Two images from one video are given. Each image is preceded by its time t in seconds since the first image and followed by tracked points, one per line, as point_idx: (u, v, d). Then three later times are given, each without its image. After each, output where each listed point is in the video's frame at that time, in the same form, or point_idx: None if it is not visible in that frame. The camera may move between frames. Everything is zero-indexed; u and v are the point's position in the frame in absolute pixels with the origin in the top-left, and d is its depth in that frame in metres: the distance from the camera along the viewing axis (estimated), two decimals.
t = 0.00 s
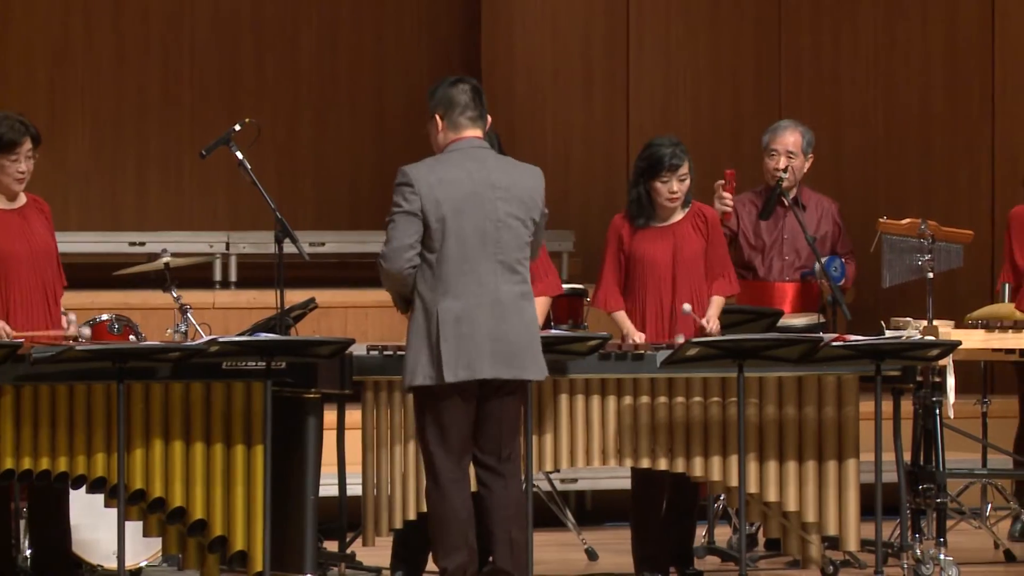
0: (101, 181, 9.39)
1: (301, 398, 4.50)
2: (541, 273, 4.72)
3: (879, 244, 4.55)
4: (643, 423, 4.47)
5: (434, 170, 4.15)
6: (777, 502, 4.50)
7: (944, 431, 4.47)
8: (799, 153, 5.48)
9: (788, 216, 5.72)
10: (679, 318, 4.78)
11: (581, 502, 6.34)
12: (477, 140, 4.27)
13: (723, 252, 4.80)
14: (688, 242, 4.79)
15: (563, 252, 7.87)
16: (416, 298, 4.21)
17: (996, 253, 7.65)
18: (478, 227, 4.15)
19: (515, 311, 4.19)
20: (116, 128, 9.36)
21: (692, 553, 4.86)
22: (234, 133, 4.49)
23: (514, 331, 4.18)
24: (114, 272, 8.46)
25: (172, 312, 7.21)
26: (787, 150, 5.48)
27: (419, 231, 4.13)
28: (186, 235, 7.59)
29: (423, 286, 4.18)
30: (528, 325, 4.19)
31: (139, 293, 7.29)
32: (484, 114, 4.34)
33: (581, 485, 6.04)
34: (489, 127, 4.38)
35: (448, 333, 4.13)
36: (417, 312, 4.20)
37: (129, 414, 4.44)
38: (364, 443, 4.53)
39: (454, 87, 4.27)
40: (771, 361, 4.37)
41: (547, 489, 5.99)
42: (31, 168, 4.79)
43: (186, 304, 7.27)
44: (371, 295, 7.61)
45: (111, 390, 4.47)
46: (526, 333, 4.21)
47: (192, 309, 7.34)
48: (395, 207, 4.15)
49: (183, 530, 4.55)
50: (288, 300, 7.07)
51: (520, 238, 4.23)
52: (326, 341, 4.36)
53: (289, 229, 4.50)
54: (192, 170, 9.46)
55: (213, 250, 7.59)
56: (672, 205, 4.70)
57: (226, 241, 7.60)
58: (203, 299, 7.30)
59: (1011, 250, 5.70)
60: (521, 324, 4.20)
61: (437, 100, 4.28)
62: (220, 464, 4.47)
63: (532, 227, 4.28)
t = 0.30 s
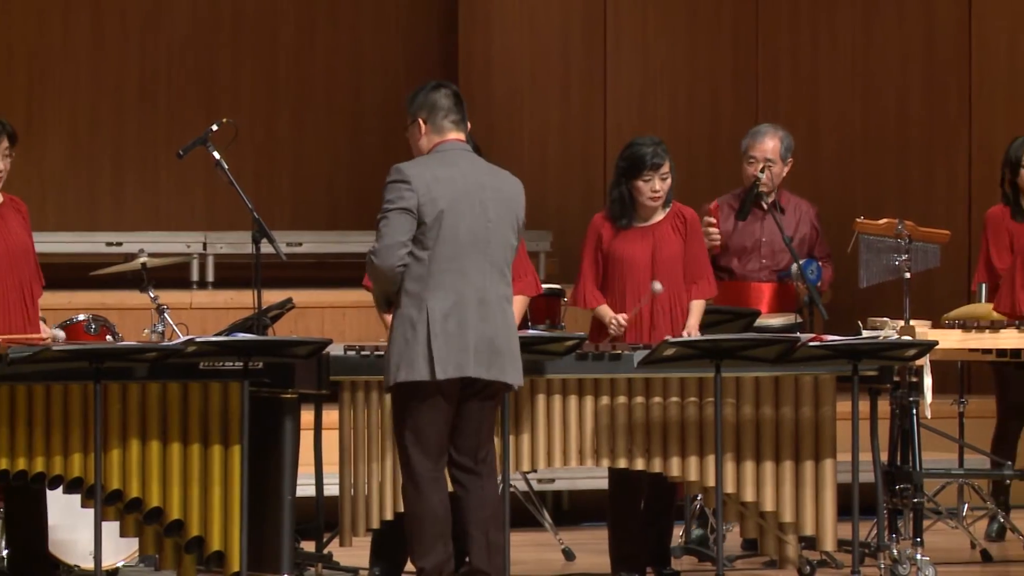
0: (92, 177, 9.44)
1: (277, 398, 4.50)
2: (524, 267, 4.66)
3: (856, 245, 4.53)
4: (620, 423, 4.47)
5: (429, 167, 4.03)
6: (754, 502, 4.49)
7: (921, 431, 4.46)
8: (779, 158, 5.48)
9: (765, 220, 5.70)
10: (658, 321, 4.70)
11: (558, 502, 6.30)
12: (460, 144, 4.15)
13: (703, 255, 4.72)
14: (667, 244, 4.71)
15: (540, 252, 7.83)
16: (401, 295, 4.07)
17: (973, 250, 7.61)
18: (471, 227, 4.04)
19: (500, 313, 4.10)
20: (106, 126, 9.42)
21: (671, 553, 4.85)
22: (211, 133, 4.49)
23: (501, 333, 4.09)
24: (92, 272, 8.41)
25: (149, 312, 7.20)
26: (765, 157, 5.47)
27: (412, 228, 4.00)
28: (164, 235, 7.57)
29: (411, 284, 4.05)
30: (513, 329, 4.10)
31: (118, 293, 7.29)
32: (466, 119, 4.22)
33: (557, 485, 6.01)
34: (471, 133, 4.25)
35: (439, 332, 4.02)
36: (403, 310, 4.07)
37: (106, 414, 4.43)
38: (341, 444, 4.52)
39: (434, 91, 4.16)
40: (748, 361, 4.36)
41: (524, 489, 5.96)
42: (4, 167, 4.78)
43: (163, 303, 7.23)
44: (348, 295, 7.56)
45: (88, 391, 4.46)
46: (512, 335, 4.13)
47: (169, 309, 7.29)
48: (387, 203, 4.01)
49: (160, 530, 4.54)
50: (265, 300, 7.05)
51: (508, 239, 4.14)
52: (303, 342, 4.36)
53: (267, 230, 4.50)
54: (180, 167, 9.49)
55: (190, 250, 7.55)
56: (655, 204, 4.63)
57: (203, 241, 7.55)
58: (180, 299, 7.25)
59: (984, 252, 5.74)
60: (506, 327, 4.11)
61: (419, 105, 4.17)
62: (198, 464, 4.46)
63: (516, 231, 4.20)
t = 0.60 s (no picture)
0: (73, 177, 9.36)
1: (251, 397, 4.49)
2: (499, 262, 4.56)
3: (829, 245, 4.52)
4: (594, 423, 4.47)
5: (399, 175, 3.94)
6: (727, 502, 4.50)
7: (893, 431, 4.47)
8: (734, 160, 5.50)
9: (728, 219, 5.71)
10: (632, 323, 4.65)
11: (532, 502, 6.25)
12: (433, 149, 4.06)
13: (678, 255, 4.67)
14: (643, 244, 4.65)
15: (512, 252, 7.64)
16: (379, 307, 3.99)
17: (945, 251, 7.72)
18: (446, 234, 3.96)
19: (480, 317, 4.03)
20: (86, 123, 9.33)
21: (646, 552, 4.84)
22: (185, 133, 4.48)
23: (482, 337, 4.03)
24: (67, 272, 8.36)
25: (124, 311, 7.25)
26: (724, 158, 5.50)
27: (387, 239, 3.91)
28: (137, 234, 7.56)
29: (388, 295, 3.97)
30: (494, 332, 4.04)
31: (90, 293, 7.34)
32: (439, 123, 4.14)
33: (531, 485, 5.96)
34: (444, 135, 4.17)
35: (420, 341, 3.95)
36: (382, 321, 3.99)
37: (79, 414, 4.41)
38: (314, 444, 4.51)
39: (408, 95, 4.07)
40: (721, 361, 4.36)
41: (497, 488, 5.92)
42: None
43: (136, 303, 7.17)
44: (322, 294, 7.50)
45: (61, 390, 4.44)
46: (492, 338, 4.06)
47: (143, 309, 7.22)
48: (359, 216, 3.91)
49: (134, 530, 4.53)
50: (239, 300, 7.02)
51: (483, 242, 4.07)
52: (277, 342, 4.35)
53: (240, 229, 4.49)
54: (153, 168, 9.37)
55: (163, 250, 7.57)
56: (632, 202, 4.53)
57: (177, 241, 7.57)
58: (154, 299, 7.18)
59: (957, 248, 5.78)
60: (486, 331, 4.04)
61: (392, 108, 4.08)
62: (171, 464, 4.45)
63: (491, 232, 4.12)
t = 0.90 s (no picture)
0: (50, 178, 9.17)
1: (227, 397, 4.48)
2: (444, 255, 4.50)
3: (805, 245, 4.53)
4: (570, 423, 4.47)
5: (349, 180, 3.95)
6: (704, 502, 4.49)
7: (870, 431, 4.46)
8: (687, 161, 5.35)
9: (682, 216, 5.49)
10: (610, 322, 4.63)
11: (507, 503, 6.22)
12: (392, 146, 4.05)
13: (656, 254, 4.64)
14: (620, 242, 4.63)
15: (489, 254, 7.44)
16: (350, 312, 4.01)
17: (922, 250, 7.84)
18: (402, 232, 3.95)
19: (451, 310, 3.99)
20: (63, 123, 9.17)
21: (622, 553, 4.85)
22: (160, 133, 4.48)
23: (453, 331, 3.97)
24: (43, 272, 8.29)
25: (100, 311, 7.20)
26: (676, 159, 5.34)
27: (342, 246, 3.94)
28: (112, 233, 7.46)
29: (354, 299, 3.98)
30: (465, 324, 3.99)
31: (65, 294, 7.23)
32: (406, 121, 4.12)
33: (506, 485, 5.93)
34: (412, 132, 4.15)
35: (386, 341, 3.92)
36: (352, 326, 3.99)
37: (55, 413, 4.40)
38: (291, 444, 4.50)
39: (372, 92, 4.07)
40: (698, 361, 4.36)
41: (473, 489, 5.89)
42: None
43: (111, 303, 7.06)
44: (300, 294, 7.42)
45: (37, 390, 4.42)
46: (465, 331, 4.00)
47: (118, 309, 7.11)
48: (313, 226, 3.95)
49: (110, 530, 4.53)
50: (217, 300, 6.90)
51: (449, 236, 4.02)
52: (253, 341, 4.35)
53: (216, 229, 4.50)
54: (128, 168, 9.22)
55: (139, 249, 7.46)
56: (607, 201, 4.52)
57: (153, 241, 7.47)
58: (130, 299, 7.08)
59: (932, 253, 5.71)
60: (459, 322, 3.99)
61: (356, 104, 4.09)
62: (147, 464, 4.43)
63: (461, 223, 4.08)
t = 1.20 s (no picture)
0: (22, 178, 9.08)
1: (199, 397, 4.49)
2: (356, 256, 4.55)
3: (778, 245, 4.53)
4: (543, 423, 4.45)
5: (312, 178, 3.97)
6: (676, 501, 4.49)
7: (842, 431, 4.47)
8: (640, 161, 5.25)
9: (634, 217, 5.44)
10: (583, 322, 4.60)
11: (479, 502, 6.20)
12: (362, 143, 4.06)
13: (629, 255, 4.64)
14: (593, 242, 4.61)
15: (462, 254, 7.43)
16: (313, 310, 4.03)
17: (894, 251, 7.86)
18: (361, 231, 3.94)
19: (410, 311, 3.96)
20: (36, 123, 9.08)
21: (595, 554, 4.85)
22: (133, 133, 4.47)
23: (409, 331, 3.94)
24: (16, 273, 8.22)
25: (72, 311, 7.18)
26: (627, 158, 5.25)
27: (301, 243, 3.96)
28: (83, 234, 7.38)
29: (316, 296, 4.00)
30: (422, 324, 3.96)
31: (35, 294, 7.20)
32: (377, 120, 4.13)
33: (478, 484, 5.92)
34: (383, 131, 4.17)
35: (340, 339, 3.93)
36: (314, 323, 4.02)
37: (27, 413, 4.37)
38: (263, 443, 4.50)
39: (342, 89, 4.09)
40: (670, 360, 4.36)
41: (444, 488, 5.88)
42: None
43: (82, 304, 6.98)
44: (272, 294, 7.34)
45: (9, 389, 4.40)
46: (423, 332, 3.97)
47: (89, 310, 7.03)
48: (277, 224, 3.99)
49: (82, 529, 4.52)
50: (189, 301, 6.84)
51: (411, 236, 4.00)
52: (226, 341, 4.35)
53: (189, 229, 4.49)
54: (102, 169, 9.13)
55: (111, 250, 7.38)
56: (577, 202, 4.53)
57: (125, 240, 7.40)
58: (101, 299, 6.99)
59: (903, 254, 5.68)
60: (418, 323, 3.97)
61: (327, 102, 4.11)
62: (120, 465, 4.42)
63: (426, 223, 4.06)
